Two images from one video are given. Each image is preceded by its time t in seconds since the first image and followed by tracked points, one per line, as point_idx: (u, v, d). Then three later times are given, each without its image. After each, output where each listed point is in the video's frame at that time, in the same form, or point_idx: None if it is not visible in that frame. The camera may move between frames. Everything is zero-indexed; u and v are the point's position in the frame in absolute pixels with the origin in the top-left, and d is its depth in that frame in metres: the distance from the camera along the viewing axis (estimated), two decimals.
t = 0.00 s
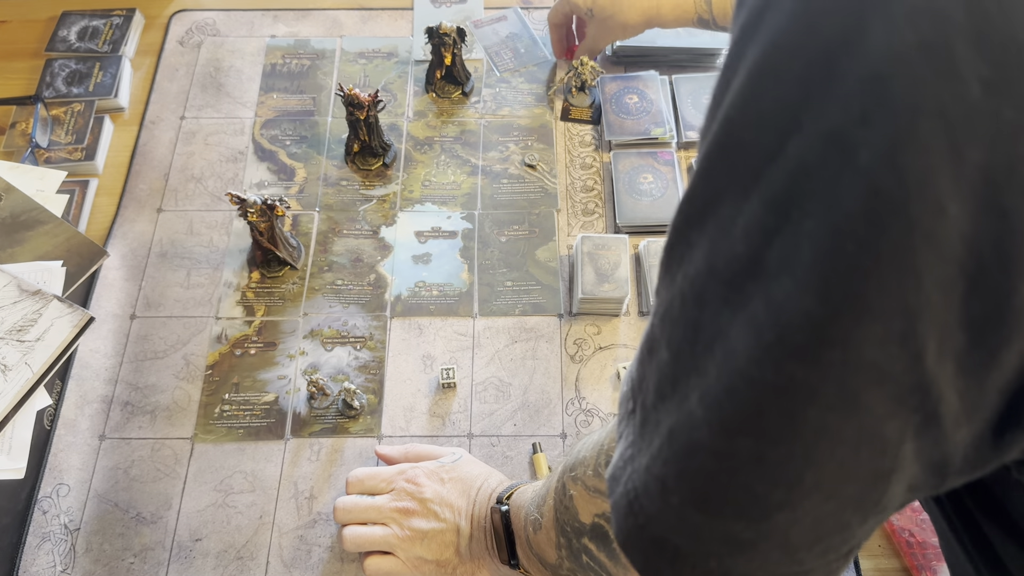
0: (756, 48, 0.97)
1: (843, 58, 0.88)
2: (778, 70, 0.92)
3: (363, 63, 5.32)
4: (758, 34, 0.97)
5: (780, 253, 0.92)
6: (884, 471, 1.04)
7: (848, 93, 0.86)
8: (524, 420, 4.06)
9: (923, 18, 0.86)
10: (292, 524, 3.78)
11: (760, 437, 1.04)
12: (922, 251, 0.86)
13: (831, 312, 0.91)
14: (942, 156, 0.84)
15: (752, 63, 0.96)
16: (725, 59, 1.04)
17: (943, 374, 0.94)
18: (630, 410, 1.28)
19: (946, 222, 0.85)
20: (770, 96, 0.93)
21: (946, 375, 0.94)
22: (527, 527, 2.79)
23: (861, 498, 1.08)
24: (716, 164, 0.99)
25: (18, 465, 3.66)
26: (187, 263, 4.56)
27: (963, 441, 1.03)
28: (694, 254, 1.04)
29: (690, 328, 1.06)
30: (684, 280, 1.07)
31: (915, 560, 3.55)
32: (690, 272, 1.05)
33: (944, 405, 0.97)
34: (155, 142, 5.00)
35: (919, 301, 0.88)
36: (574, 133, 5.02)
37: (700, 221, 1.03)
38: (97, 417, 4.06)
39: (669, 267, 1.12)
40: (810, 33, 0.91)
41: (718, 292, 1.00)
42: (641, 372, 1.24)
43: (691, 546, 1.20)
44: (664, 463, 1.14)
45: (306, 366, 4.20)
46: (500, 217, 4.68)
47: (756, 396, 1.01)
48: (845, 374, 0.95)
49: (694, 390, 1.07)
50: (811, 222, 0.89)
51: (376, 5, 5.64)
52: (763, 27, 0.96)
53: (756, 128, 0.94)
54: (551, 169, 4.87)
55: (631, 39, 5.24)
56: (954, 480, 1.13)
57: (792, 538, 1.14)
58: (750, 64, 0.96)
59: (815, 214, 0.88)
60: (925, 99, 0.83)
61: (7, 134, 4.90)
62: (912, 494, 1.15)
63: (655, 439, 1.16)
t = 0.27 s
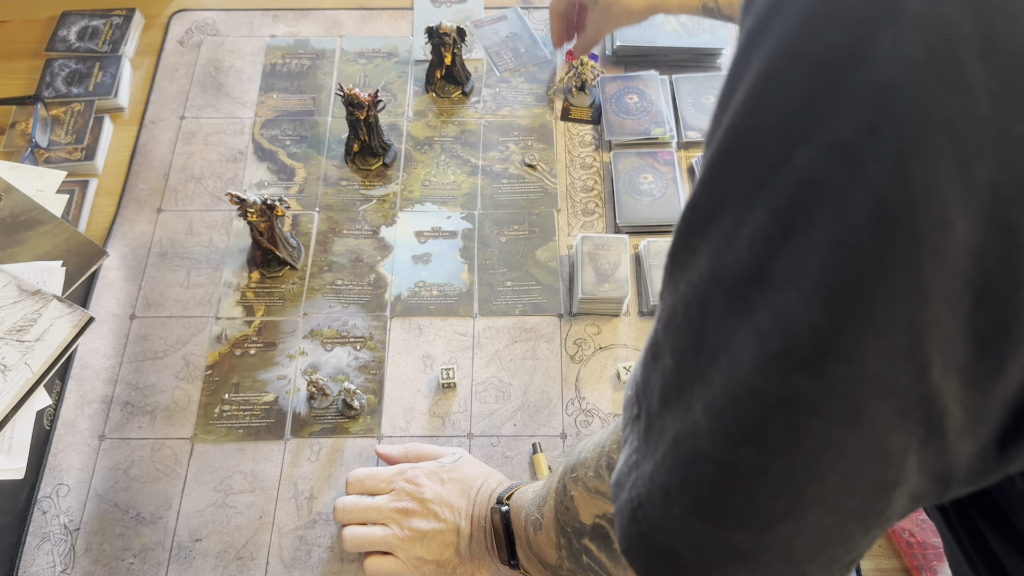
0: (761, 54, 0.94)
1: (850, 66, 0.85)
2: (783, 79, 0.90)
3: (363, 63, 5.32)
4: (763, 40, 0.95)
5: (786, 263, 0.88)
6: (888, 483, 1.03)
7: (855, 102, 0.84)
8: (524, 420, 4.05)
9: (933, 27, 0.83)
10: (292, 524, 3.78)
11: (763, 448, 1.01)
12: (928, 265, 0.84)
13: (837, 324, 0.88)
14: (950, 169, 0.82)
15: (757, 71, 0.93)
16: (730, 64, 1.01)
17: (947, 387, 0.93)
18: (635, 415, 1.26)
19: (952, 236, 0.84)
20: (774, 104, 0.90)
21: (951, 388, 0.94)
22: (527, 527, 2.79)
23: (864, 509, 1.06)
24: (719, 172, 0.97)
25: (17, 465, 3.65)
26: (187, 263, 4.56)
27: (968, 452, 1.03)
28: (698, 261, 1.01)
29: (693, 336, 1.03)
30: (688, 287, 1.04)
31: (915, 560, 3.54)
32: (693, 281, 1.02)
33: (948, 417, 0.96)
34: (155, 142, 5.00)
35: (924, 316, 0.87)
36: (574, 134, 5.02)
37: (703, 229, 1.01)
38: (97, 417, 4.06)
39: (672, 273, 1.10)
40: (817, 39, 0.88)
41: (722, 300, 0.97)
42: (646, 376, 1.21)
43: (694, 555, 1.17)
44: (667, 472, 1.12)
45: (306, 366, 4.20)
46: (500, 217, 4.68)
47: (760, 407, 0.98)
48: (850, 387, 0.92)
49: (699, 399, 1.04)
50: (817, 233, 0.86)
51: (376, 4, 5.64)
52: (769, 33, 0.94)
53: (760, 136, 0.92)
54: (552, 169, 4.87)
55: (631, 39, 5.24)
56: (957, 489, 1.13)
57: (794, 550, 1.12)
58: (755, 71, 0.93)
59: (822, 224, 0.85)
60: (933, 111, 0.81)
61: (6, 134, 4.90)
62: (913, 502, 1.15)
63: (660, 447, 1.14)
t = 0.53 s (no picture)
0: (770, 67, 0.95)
1: (859, 81, 0.86)
2: (791, 92, 0.90)
3: (363, 63, 5.32)
4: (771, 53, 0.95)
5: (792, 275, 0.88)
6: (891, 498, 1.03)
7: (864, 118, 0.84)
8: (524, 420, 4.06)
9: (943, 49, 0.85)
10: (292, 524, 3.79)
11: (765, 459, 1.01)
12: (933, 283, 0.84)
13: (841, 338, 0.88)
14: (958, 189, 0.83)
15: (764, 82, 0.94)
16: (737, 74, 1.02)
17: (952, 403, 0.95)
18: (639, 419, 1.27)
19: (958, 256, 0.85)
20: (782, 117, 0.91)
21: (956, 404, 0.96)
22: (527, 527, 2.80)
23: (867, 523, 1.07)
24: (725, 182, 0.97)
25: (18, 465, 3.66)
26: (187, 263, 4.57)
27: (971, 467, 1.06)
28: (702, 270, 1.02)
29: (698, 344, 1.04)
30: (692, 295, 1.05)
31: (915, 559, 3.54)
32: (698, 289, 1.03)
33: (953, 434, 0.98)
34: (155, 142, 5.00)
35: (929, 333, 0.87)
36: (574, 134, 5.02)
37: (707, 238, 1.01)
38: (97, 417, 4.07)
39: (677, 279, 1.10)
40: (826, 53, 0.89)
41: (726, 311, 0.98)
42: (650, 381, 1.22)
43: (693, 564, 1.15)
44: (670, 478, 1.12)
45: (306, 366, 4.21)
46: (500, 217, 4.68)
47: (763, 419, 0.99)
48: (852, 401, 0.92)
49: (703, 406, 1.05)
50: (825, 245, 0.85)
51: (376, 5, 5.65)
52: (777, 45, 0.94)
53: (766, 149, 0.92)
54: (551, 169, 4.88)
55: (631, 39, 5.25)
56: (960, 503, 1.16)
57: (794, 563, 1.11)
58: (762, 83, 0.94)
59: (830, 237, 0.85)
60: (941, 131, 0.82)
61: (7, 134, 4.91)
62: (915, 516, 1.16)
63: (663, 453, 1.14)
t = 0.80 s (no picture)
0: (782, 73, 0.94)
1: (875, 92, 0.86)
2: (805, 100, 0.90)
3: (363, 63, 5.32)
4: (783, 58, 0.94)
5: (805, 285, 0.90)
6: (900, 512, 1.04)
7: (878, 129, 0.85)
8: (524, 420, 4.06)
9: (960, 61, 0.85)
10: (292, 524, 3.79)
11: (775, 468, 1.03)
12: (947, 297, 0.85)
13: (852, 348, 0.90)
14: (973, 201, 0.83)
15: (777, 89, 0.93)
16: (747, 76, 1.01)
17: (964, 418, 0.94)
18: (646, 422, 1.25)
19: (973, 269, 0.85)
20: (796, 127, 0.91)
21: (968, 419, 0.95)
22: (527, 527, 2.80)
23: (877, 535, 1.09)
24: (735, 188, 0.97)
25: (18, 465, 3.66)
26: (187, 263, 4.57)
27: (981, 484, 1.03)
28: (710, 275, 1.02)
29: (706, 351, 1.04)
30: (699, 300, 1.04)
31: (915, 559, 3.54)
32: (706, 295, 1.03)
33: (965, 448, 0.97)
34: (155, 142, 5.00)
35: (941, 347, 0.88)
36: (574, 134, 5.02)
37: (715, 244, 1.01)
38: (97, 417, 4.07)
39: (685, 280, 1.10)
40: (841, 63, 0.88)
41: (735, 319, 0.98)
42: (656, 383, 1.21)
43: (702, 570, 1.17)
44: (679, 485, 1.12)
45: (306, 366, 4.21)
46: (500, 217, 4.68)
47: (774, 428, 1.00)
48: (863, 412, 0.94)
49: (713, 413, 1.05)
50: (840, 257, 0.87)
51: (376, 4, 5.65)
52: (790, 51, 0.93)
53: (779, 157, 0.92)
54: (552, 169, 4.88)
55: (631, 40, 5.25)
56: (975, 515, 1.13)
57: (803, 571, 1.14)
58: (775, 89, 0.93)
59: (844, 249, 0.86)
60: (957, 145, 0.82)
61: (7, 134, 4.91)
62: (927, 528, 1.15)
63: (671, 459, 1.14)
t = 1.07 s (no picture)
0: (784, 79, 0.94)
1: (876, 99, 0.86)
2: (805, 107, 0.91)
3: (363, 63, 5.32)
4: (786, 63, 0.94)
5: (807, 292, 0.90)
6: (902, 518, 1.05)
7: (881, 138, 0.85)
8: (524, 420, 4.06)
9: (965, 67, 0.83)
10: (292, 524, 3.79)
11: (777, 475, 1.03)
12: (950, 305, 0.85)
13: (854, 356, 0.90)
14: (977, 210, 0.82)
15: (778, 95, 0.94)
16: (751, 81, 1.01)
17: (967, 427, 0.94)
18: (648, 426, 1.26)
19: (976, 277, 0.84)
20: (796, 134, 0.91)
21: (971, 427, 0.94)
22: (528, 528, 2.80)
23: (878, 542, 1.10)
24: (738, 194, 0.98)
25: (18, 465, 3.66)
26: (187, 263, 4.57)
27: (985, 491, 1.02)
28: (713, 278, 1.03)
29: (708, 356, 1.05)
30: (702, 304, 1.05)
31: (915, 559, 3.54)
32: (708, 299, 1.04)
33: (967, 456, 0.97)
34: (155, 142, 5.00)
35: (944, 356, 0.88)
36: (574, 134, 5.03)
37: (718, 248, 1.02)
38: (97, 417, 4.07)
39: (686, 285, 1.11)
40: (842, 69, 0.88)
41: (737, 325, 0.99)
42: (657, 388, 1.22)
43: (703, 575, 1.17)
44: (680, 490, 1.12)
45: (306, 366, 4.21)
46: (500, 217, 4.68)
47: (776, 434, 1.00)
48: (864, 419, 0.95)
49: (715, 418, 1.06)
50: (842, 264, 0.87)
51: (376, 4, 5.65)
52: (791, 57, 0.94)
53: (780, 163, 0.93)
54: (551, 169, 4.88)
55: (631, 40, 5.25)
56: (975, 522, 1.13)
57: None
58: (776, 96, 0.94)
59: (846, 257, 0.87)
60: (960, 152, 0.81)
61: (6, 134, 4.91)
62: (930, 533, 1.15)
63: (673, 464, 1.14)
